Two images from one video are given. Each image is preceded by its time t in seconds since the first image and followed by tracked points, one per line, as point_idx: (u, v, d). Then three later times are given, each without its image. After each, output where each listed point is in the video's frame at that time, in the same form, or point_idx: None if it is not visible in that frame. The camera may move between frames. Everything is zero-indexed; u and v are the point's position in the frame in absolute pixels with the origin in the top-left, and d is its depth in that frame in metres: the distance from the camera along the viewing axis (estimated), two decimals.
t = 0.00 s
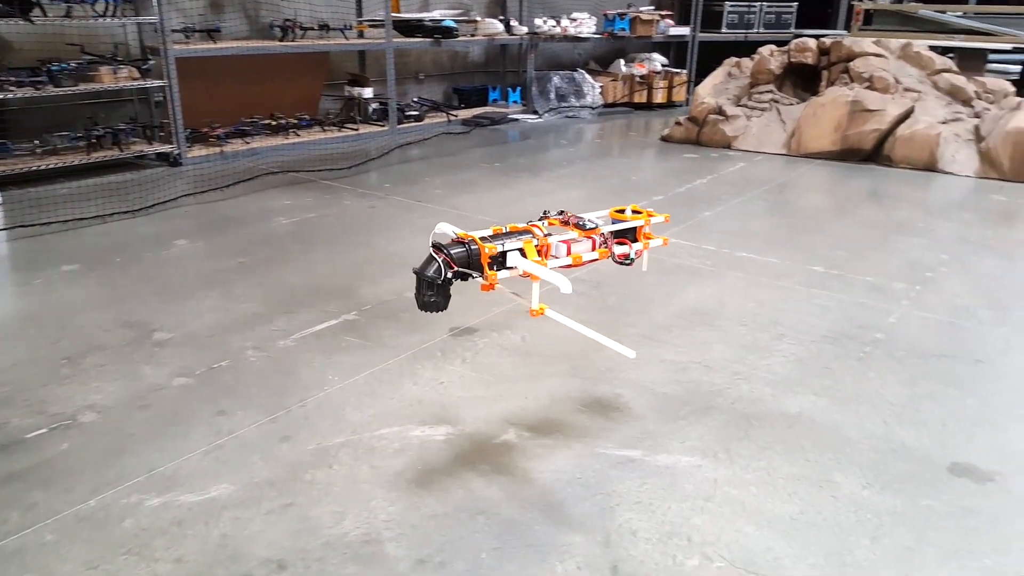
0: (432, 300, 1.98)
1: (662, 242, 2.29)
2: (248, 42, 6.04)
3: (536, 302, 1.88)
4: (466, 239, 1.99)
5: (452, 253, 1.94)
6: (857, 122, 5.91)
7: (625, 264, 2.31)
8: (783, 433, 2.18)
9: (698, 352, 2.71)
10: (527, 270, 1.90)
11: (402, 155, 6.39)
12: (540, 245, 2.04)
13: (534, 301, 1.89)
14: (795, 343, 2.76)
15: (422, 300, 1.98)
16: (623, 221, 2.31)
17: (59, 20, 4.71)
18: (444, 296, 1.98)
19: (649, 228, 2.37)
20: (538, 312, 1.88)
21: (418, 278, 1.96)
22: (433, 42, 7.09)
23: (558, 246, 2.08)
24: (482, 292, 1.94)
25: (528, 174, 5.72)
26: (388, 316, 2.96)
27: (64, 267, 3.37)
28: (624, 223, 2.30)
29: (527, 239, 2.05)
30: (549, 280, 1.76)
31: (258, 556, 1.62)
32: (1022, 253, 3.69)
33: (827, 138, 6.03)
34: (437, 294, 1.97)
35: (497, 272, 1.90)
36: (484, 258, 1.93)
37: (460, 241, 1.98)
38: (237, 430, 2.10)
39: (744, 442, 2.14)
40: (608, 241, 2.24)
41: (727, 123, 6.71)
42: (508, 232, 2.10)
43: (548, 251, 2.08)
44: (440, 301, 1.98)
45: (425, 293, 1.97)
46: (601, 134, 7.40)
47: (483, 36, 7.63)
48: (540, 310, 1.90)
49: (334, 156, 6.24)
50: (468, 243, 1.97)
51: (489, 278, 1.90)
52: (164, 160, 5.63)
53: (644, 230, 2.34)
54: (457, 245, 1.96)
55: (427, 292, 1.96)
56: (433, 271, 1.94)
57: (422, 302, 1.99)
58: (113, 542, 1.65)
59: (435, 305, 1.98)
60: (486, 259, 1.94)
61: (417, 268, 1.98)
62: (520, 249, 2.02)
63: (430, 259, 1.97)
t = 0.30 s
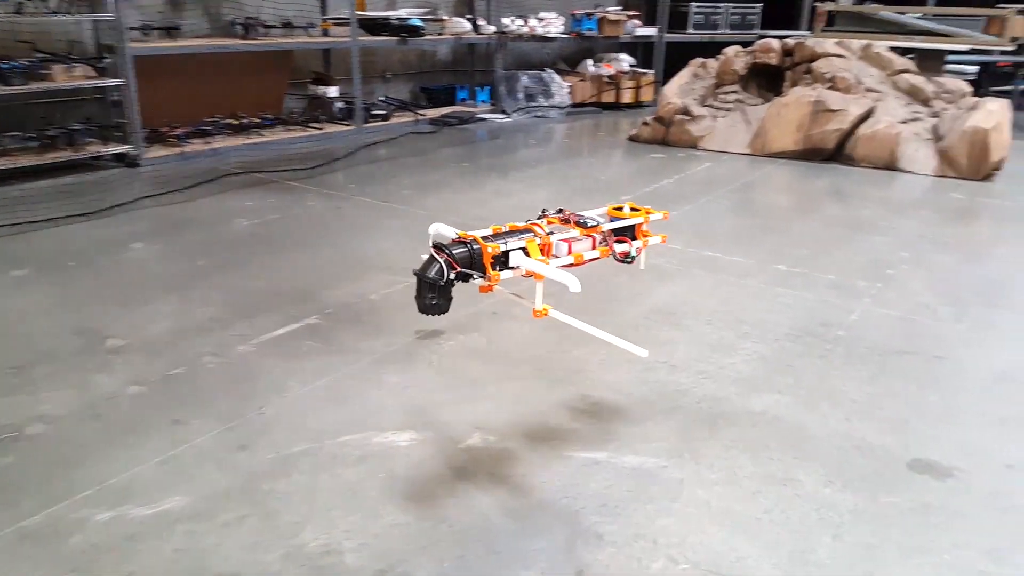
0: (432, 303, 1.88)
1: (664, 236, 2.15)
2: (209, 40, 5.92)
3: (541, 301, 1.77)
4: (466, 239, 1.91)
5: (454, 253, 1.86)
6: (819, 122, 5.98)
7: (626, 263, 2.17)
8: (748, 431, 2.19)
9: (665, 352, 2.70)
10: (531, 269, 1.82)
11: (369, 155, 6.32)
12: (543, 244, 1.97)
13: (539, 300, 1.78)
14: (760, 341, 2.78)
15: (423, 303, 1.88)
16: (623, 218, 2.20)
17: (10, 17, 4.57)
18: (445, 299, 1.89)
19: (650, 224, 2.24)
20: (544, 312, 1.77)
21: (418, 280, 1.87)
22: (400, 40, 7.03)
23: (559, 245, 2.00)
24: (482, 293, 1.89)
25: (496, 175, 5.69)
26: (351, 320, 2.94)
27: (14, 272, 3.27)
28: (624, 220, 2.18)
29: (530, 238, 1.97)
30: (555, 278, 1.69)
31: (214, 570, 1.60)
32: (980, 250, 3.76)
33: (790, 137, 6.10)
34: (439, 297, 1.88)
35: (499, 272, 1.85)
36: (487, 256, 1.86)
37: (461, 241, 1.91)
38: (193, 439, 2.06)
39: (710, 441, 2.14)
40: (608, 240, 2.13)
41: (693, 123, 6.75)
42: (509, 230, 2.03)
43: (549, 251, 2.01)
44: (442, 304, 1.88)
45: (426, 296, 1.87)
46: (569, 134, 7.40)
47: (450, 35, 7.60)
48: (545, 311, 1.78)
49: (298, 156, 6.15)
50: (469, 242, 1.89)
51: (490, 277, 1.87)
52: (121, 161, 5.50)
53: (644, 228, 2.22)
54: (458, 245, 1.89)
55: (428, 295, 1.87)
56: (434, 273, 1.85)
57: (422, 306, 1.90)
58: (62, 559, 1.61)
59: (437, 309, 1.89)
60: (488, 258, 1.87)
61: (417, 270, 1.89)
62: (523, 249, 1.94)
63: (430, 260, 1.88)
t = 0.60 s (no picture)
0: (425, 309, 1.77)
1: (652, 236, 2.17)
2: (154, 37, 5.74)
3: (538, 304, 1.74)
4: (458, 242, 1.85)
5: (448, 255, 1.78)
6: (772, 122, 6.07)
7: (616, 263, 2.19)
8: (705, 432, 2.19)
9: (623, 354, 2.70)
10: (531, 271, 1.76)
11: (323, 156, 6.21)
12: (538, 244, 1.93)
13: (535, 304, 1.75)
14: (716, 341, 2.79)
15: (416, 307, 1.77)
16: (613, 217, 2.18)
17: None
18: (440, 303, 1.78)
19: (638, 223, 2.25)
20: (540, 315, 1.73)
21: (410, 283, 1.76)
22: (354, 39, 6.92)
23: (553, 246, 1.97)
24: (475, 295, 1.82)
25: (453, 175, 5.64)
26: (300, 327, 2.95)
27: None
28: (614, 220, 2.18)
29: (524, 238, 1.92)
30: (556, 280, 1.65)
31: None
32: (928, 249, 3.84)
33: (744, 138, 6.18)
34: (433, 301, 1.77)
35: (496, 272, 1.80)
36: (482, 257, 1.81)
37: (453, 243, 1.85)
38: (134, 454, 2.07)
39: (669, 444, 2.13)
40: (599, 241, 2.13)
41: (649, 124, 6.76)
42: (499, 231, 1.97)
43: (542, 251, 1.97)
44: (436, 308, 1.77)
45: (419, 300, 1.76)
46: (527, 134, 7.39)
47: (405, 34, 7.53)
48: (540, 314, 1.75)
49: (249, 157, 6.01)
50: (463, 244, 1.83)
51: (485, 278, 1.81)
52: (62, 163, 5.30)
53: (632, 227, 2.23)
54: (450, 248, 1.82)
55: (422, 299, 1.76)
56: (429, 276, 1.74)
57: (414, 311, 1.78)
58: None
59: (431, 314, 1.78)
60: (483, 260, 1.81)
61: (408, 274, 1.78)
62: (517, 250, 1.88)
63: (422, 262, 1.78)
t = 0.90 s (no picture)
0: (421, 318, 1.73)
1: (640, 236, 2.18)
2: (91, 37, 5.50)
3: (534, 310, 1.76)
4: (453, 246, 1.81)
5: (444, 262, 1.74)
6: (725, 122, 6.14)
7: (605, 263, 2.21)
8: (668, 437, 2.17)
9: (584, 358, 2.67)
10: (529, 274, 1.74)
11: (272, 158, 6.05)
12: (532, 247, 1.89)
13: (531, 310, 1.77)
14: (676, 343, 2.78)
15: (411, 318, 1.72)
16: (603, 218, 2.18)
17: None
18: (435, 313, 1.74)
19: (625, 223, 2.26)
20: (536, 322, 1.76)
21: (404, 293, 1.72)
22: (302, 38, 6.78)
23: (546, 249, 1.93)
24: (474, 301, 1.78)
25: (407, 177, 5.55)
26: (250, 339, 2.84)
27: None
28: (604, 220, 2.17)
29: (519, 241, 1.88)
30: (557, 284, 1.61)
31: None
32: (878, 246, 3.91)
33: (697, 138, 6.23)
34: (428, 311, 1.73)
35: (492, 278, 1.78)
36: (477, 262, 1.77)
37: (446, 249, 1.80)
38: (73, 480, 1.97)
39: (633, 450, 2.11)
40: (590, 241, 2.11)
41: (604, 123, 6.78)
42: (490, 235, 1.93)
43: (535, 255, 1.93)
44: (431, 318, 1.73)
45: (414, 310, 1.71)
46: (481, 135, 7.33)
47: (355, 33, 7.41)
48: (536, 320, 1.78)
49: (194, 160, 5.82)
50: (457, 250, 1.79)
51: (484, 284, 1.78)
52: None
53: (620, 227, 2.24)
54: (445, 253, 1.78)
55: (417, 309, 1.72)
56: (424, 284, 1.70)
57: (409, 322, 1.73)
58: None
59: (426, 324, 1.74)
60: (479, 265, 1.78)
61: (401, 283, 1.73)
62: (513, 254, 1.85)
63: (415, 270, 1.74)
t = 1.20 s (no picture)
0: (427, 327, 1.71)
1: (637, 237, 2.20)
2: (43, 40, 5.32)
3: (540, 315, 1.71)
4: (459, 250, 1.77)
5: (450, 269, 1.70)
6: (691, 123, 6.17)
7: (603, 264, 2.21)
8: (645, 444, 2.15)
9: (558, 364, 2.64)
10: (533, 277, 1.68)
11: (234, 163, 5.93)
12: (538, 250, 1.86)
13: (538, 315, 1.72)
14: (650, 347, 2.76)
15: (417, 327, 1.69)
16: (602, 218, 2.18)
17: None
18: (441, 322, 1.71)
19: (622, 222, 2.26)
20: (544, 327, 1.71)
21: (411, 301, 1.68)
22: (263, 40, 6.64)
23: (549, 251, 1.92)
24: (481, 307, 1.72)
25: (373, 181, 5.46)
26: (215, 350, 2.76)
27: None
28: (603, 220, 2.17)
29: (524, 244, 1.85)
30: (568, 286, 1.55)
31: None
32: (845, 245, 3.96)
33: (664, 139, 6.26)
34: (435, 321, 1.70)
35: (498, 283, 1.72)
36: (484, 267, 1.73)
37: (451, 252, 1.76)
38: (28, 506, 1.89)
39: (609, 459, 2.08)
40: (589, 242, 2.11)
41: (571, 125, 6.77)
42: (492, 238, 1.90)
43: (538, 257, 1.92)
44: (437, 327, 1.70)
45: (420, 319, 1.69)
46: (449, 137, 7.27)
47: (318, 34, 7.29)
48: (544, 325, 1.73)
49: (153, 166, 5.67)
50: (463, 254, 1.75)
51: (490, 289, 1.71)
52: None
53: (617, 227, 2.24)
54: (452, 258, 1.74)
55: (423, 318, 1.69)
56: (431, 293, 1.67)
57: (415, 330, 1.71)
58: None
59: (432, 334, 1.72)
60: (486, 270, 1.74)
61: (407, 290, 1.70)
62: (519, 257, 1.81)
63: (422, 276, 1.70)
